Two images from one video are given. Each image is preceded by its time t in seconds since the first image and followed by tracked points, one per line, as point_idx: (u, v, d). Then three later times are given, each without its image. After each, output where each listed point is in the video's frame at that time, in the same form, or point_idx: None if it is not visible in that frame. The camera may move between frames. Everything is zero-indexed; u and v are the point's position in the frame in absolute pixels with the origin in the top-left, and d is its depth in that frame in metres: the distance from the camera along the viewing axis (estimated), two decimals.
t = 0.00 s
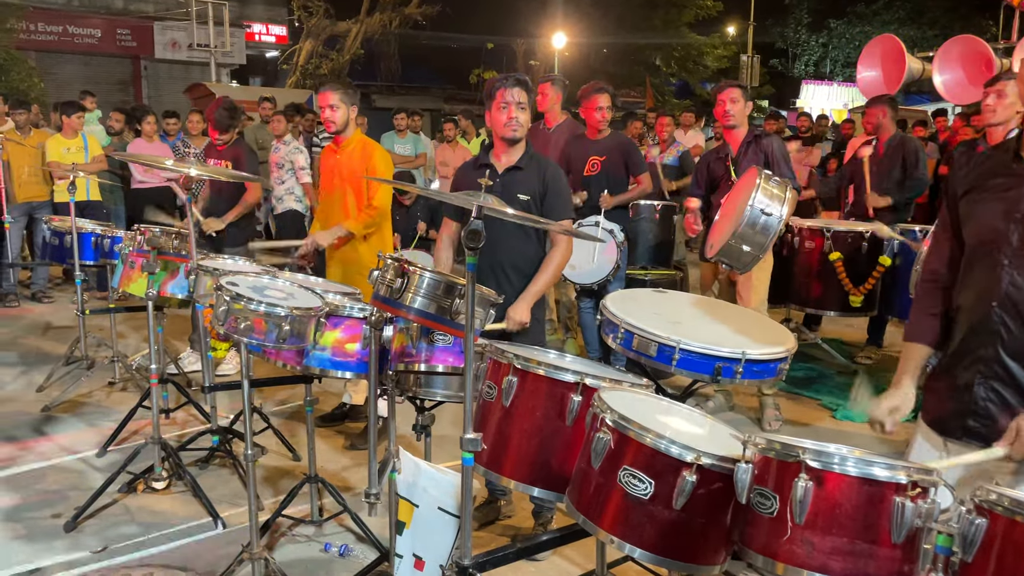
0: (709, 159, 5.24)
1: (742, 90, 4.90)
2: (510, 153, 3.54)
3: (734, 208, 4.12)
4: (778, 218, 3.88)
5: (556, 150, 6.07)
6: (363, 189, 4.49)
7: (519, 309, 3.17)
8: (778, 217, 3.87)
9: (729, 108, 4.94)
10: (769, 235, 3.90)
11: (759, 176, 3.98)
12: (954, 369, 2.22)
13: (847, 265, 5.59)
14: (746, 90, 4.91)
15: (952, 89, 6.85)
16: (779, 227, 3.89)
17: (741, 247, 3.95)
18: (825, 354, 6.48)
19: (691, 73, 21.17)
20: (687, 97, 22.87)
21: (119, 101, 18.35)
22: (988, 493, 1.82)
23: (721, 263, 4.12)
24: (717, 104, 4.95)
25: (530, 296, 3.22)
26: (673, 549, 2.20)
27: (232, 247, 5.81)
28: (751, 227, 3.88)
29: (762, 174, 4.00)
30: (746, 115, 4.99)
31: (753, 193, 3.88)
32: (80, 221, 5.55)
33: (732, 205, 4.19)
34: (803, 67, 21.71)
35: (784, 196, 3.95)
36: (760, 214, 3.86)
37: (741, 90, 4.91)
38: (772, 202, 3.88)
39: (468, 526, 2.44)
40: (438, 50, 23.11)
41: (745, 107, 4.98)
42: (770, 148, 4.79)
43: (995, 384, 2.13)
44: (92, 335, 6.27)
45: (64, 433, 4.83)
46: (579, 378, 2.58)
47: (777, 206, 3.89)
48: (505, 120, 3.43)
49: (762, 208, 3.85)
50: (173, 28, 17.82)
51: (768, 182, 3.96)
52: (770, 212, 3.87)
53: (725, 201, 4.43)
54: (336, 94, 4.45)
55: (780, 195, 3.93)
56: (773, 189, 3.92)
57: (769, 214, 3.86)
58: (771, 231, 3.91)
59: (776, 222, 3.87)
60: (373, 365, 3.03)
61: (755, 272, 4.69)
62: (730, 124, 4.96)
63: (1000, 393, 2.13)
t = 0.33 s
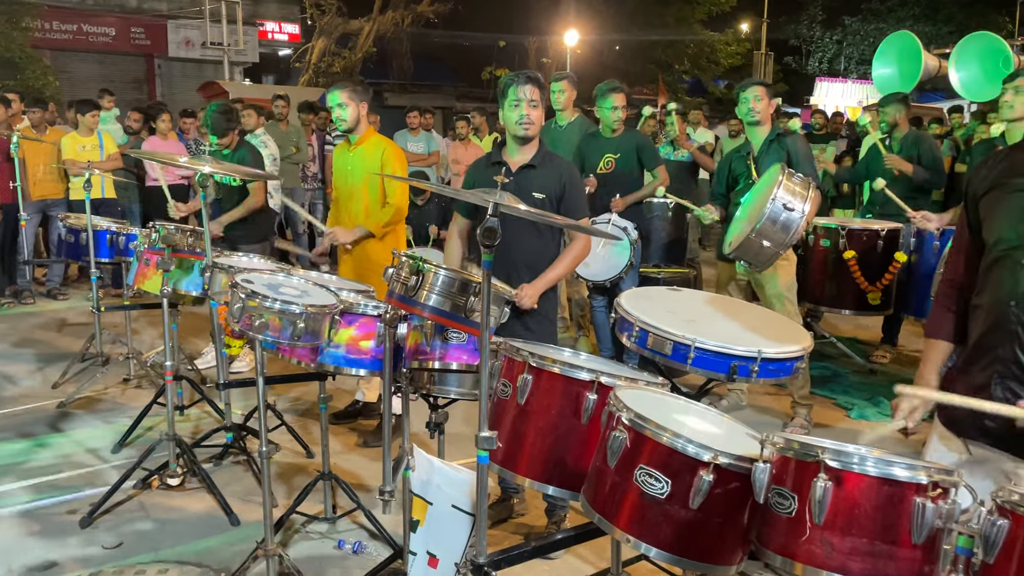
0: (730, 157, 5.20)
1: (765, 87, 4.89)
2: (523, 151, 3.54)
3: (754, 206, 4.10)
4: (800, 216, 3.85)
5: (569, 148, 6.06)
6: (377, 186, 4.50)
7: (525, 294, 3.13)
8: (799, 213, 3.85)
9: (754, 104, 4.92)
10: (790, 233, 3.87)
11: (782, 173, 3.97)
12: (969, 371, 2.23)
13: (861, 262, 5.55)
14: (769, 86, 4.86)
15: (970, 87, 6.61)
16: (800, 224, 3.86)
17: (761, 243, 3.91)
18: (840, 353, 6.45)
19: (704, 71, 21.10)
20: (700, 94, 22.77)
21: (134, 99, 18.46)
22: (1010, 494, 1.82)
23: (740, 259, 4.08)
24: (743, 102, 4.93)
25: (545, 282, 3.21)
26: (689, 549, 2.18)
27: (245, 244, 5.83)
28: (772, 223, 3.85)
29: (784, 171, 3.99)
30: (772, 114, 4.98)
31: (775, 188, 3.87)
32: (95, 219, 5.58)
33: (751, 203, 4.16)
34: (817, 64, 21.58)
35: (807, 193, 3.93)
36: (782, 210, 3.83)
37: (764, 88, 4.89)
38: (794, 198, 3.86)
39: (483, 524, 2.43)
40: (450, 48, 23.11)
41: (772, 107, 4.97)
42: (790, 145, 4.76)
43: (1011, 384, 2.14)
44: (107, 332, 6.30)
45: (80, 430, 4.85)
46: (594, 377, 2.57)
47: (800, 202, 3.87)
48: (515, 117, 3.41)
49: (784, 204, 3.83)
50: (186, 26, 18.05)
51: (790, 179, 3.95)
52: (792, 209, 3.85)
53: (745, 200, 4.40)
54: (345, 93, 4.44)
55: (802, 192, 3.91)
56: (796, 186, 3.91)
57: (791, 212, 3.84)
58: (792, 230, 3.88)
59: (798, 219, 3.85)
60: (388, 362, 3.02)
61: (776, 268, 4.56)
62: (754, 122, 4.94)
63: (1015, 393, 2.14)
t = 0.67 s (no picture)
0: (757, 154, 5.18)
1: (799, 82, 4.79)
2: (529, 151, 3.54)
3: (780, 209, 4.09)
4: (826, 221, 3.83)
5: (582, 146, 6.06)
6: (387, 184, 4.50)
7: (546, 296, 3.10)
8: (826, 220, 3.82)
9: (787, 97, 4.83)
10: (817, 238, 3.86)
11: (808, 176, 3.94)
12: (989, 369, 2.19)
13: (874, 261, 5.51)
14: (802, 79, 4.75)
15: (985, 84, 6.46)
16: (827, 229, 3.84)
17: (787, 251, 3.91)
18: (853, 352, 6.40)
19: (715, 69, 21.03)
20: (711, 93, 22.69)
21: (147, 98, 18.57)
22: None
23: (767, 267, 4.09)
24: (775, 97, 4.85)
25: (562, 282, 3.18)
26: (705, 549, 2.18)
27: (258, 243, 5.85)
28: (798, 229, 3.83)
29: (811, 175, 3.96)
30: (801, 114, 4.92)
31: (801, 193, 3.84)
32: (110, 217, 5.61)
33: (778, 207, 4.16)
34: (829, 63, 21.46)
35: (835, 197, 3.89)
36: (808, 217, 3.81)
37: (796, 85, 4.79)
38: (821, 203, 3.84)
39: (497, 522, 2.43)
40: (460, 47, 23.12)
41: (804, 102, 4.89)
42: (819, 144, 4.72)
43: None
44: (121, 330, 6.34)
45: (94, 427, 4.88)
46: (608, 376, 2.57)
47: (827, 206, 3.84)
48: (518, 117, 3.41)
49: (810, 210, 3.80)
50: (198, 26, 17.90)
51: (816, 182, 3.93)
52: (819, 213, 3.82)
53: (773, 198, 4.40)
54: (342, 99, 4.38)
55: (829, 196, 3.88)
56: (822, 189, 3.88)
57: (818, 216, 3.81)
58: (820, 233, 3.86)
59: (824, 225, 3.83)
60: (402, 360, 3.02)
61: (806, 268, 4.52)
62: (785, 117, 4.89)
63: None
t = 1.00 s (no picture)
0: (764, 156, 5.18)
1: (777, 109, 4.87)
2: (533, 149, 3.53)
3: (796, 219, 4.08)
4: (844, 235, 3.80)
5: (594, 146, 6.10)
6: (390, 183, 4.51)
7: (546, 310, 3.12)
8: (843, 235, 3.80)
9: (768, 126, 4.92)
10: (838, 255, 3.84)
11: (821, 189, 3.91)
12: (1000, 368, 2.19)
13: (883, 261, 5.47)
14: (778, 105, 4.83)
15: (993, 83, 6.21)
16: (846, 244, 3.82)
17: (806, 270, 3.92)
18: (861, 352, 6.37)
19: (722, 68, 20.97)
20: (718, 92, 22.63)
21: (154, 98, 18.69)
22: None
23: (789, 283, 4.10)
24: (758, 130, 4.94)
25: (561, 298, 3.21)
26: (715, 549, 2.17)
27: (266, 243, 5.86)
28: (817, 246, 3.83)
29: (825, 187, 3.92)
30: (797, 125, 4.95)
31: (816, 209, 3.82)
32: (119, 216, 5.63)
33: (794, 219, 4.14)
34: (837, 62, 21.37)
35: (850, 207, 3.86)
36: (824, 234, 3.79)
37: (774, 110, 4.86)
38: (837, 215, 3.81)
39: (506, 521, 2.43)
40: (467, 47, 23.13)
41: (791, 120, 4.93)
42: (825, 143, 4.68)
43: None
44: (130, 329, 6.36)
45: (103, 425, 4.90)
46: (617, 375, 2.55)
47: (843, 220, 3.81)
48: (518, 117, 3.41)
49: (826, 227, 3.79)
50: (205, 25, 18.02)
51: (830, 194, 3.89)
52: (835, 226, 3.80)
53: (786, 208, 4.39)
54: (336, 109, 4.40)
55: (845, 206, 3.85)
56: (837, 201, 3.85)
57: (835, 231, 3.79)
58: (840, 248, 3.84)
59: (843, 238, 3.80)
60: (411, 359, 3.02)
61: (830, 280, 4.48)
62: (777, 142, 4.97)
63: None
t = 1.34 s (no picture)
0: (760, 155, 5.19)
1: (783, 98, 4.77)
2: (525, 149, 3.51)
3: (792, 215, 4.09)
4: (841, 230, 3.80)
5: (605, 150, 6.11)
6: (388, 185, 4.50)
7: (553, 291, 3.17)
8: (840, 230, 3.80)
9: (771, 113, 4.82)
10: (834, 249, 3.84)
11: (818, 184, 3.92)
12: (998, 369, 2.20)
13: (883, 261, 5.48)
14: (785, 93, 4.75)
15: (991, 84, 6.19)
16: (843, 239, 3.82)
17: (801, 264, 3.91)
18: (860, 352, 6.37)
19: (721, 68, 20.96)
20: (716, 92, 22.64)
21: (152, 99, 18.66)
22: None
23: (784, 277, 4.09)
24: (761, 117, 4.82)
25: (570, 276, 3.24)
26: (715, 549, 2.17)
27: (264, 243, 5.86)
28: (814, 240, 3.83)
29: (823, 183, 3.92)
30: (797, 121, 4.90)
31: (814, 203, 3.83)
32: (117, 217, 5.63)
33: (791, 214, 4.13)
34: (835, 62, 21.41)
35: (847, 204, 3.86)
36: (822, 228, 3.79)
37: (779, 99, 4.75)
38: (835, 211, 3.82)
39: (505, 521, 2.43)
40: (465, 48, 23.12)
41: (792, 113, 4.86)
42: (823, 143, 4.71)
43: None
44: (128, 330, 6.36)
45: (101, 426, 4.90)
46: (616, 376, 2.55)
47: (840, 215, 3.82)
48: (507, 121, 3.37)
49: (823, 221, 3.79)
50: (204, 26, 18.14)
51: (828, 190, 3.90)
52: (833, 221, 3.80)
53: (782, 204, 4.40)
54: (334, 110, 4.41)
55: (842, 203, 3.86)
56: (835, 197, 3.86)
57: (832, 225, 3.79)
58: (836, 244, 3.84)
59: (840, 235, 3.81)
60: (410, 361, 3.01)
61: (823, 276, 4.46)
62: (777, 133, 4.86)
63: None
